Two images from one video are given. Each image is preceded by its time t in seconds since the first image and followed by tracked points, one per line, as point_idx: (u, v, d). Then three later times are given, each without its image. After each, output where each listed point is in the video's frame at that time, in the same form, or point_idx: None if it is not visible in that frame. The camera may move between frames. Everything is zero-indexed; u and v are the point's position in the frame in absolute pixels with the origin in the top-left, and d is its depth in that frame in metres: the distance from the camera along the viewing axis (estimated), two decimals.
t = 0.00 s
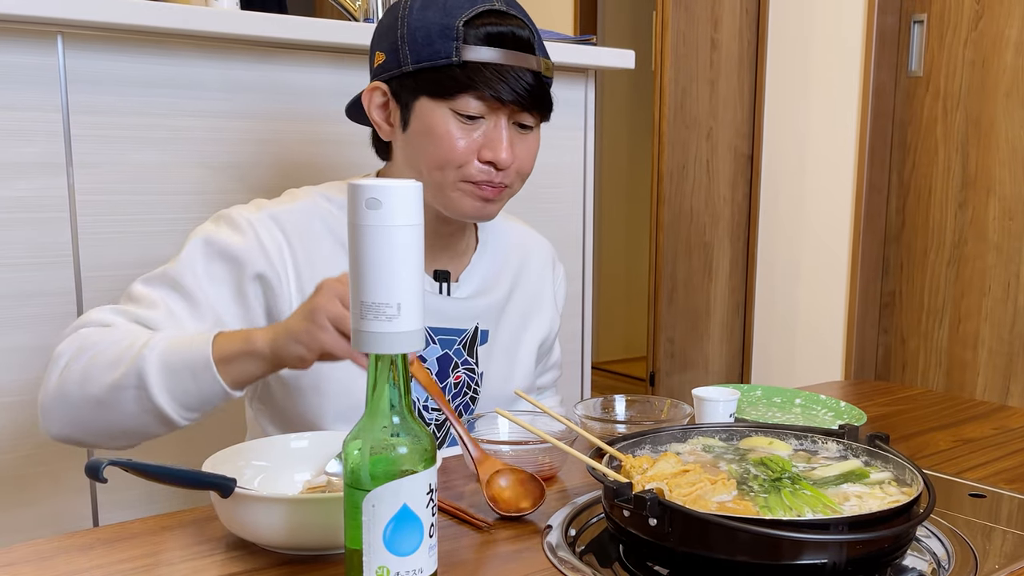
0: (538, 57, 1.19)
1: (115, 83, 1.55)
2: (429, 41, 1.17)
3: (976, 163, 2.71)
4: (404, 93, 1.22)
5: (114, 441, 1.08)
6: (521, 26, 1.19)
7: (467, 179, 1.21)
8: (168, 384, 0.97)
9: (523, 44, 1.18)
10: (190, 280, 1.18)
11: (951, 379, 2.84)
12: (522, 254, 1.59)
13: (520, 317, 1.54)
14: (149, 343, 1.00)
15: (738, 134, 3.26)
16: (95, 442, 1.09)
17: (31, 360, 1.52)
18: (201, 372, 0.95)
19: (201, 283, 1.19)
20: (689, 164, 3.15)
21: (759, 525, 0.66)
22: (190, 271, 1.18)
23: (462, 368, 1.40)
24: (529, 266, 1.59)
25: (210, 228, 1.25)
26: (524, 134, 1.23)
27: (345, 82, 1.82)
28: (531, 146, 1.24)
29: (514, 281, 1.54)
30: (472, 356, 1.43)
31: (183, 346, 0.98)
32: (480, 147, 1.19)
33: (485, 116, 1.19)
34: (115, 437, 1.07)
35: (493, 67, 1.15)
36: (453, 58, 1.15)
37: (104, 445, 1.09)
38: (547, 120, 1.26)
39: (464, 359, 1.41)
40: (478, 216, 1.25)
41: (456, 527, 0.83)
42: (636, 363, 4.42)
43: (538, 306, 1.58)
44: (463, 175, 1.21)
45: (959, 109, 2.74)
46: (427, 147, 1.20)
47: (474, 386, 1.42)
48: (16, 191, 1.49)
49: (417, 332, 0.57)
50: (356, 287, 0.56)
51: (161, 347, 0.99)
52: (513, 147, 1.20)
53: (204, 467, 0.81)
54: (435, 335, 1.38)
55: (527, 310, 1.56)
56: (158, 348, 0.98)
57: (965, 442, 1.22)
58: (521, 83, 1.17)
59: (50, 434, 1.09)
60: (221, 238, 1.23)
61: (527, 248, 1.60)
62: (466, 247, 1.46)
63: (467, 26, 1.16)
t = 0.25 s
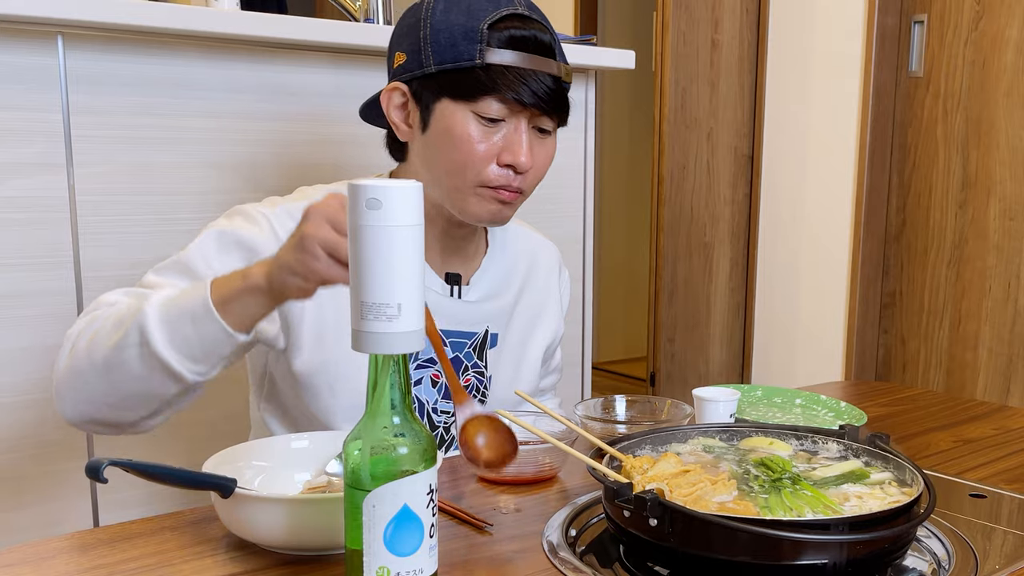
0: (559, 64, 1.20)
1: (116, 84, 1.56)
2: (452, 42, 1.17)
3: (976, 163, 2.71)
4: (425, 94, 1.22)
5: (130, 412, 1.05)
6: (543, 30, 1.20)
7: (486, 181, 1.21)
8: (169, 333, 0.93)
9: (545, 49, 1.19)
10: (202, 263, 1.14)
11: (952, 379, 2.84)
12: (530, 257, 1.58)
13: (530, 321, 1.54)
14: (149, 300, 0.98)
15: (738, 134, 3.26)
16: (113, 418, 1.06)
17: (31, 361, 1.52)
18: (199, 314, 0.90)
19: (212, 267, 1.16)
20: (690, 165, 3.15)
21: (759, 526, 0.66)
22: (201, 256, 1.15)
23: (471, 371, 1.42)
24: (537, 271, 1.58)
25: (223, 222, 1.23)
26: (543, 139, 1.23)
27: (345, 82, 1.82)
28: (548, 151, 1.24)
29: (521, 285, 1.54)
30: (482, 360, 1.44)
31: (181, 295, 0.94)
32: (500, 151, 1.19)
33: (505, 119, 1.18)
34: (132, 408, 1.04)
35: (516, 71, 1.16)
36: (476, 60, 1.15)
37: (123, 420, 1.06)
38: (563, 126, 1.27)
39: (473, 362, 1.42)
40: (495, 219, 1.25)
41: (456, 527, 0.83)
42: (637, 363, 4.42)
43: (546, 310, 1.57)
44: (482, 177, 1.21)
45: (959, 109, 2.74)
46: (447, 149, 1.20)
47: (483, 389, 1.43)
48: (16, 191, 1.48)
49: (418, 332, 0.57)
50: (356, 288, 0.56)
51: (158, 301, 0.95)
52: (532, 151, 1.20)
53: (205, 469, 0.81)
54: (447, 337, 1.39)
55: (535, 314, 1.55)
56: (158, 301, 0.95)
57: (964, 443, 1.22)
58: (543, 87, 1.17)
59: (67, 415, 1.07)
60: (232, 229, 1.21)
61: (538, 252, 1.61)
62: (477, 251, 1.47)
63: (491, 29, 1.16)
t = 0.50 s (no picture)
0: (582, 69, 1.20)
1: (116, 84, 1.56)
2: (477, 45, 1.17)
3: (977, 164, 2.71)
4: (447, 96, 1.21)
5: (152, 369, 1.00)
6: (567, 36, 1.21)
7: (510, 185, 1.20)
8: (182, 269, 0.88)
9: (568, 54, 1.20)
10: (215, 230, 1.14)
11: (952, 379, 2.84)
12: (542, 264, 1.58)
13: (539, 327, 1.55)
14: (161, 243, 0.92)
15: (739, 134, 3.26)
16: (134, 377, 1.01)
17: (31, 361, 1.52)
18: (211, 242, 0.86)
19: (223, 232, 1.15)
20: (690, 165, 3.15)
21: (760, 526, 0.66)
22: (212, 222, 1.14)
23: (480, 377, 1.39)
24: (548, 276, 1.59)
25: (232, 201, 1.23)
26: (564, 143, 1.23)
27: (346, 83, 1.82)
28: (569, 156, 1.24)
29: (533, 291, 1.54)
30: (491, 366, 1.41)
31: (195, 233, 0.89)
32: (522, 154, 1.19)
33: (529, 122, 1.18)
34: (154, 362, 0.99)
35: (539, 74, 1.16)
36: (501, 62, 1.15)
37: (146, 380, 1.02)
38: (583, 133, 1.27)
39: (483, 368, 1.39)
40: (516, 224, 1.24)
41: (456, 527, 0.83)
42: (637, 363, 4.42)
43: (557, 316, 1.58)
44: (505, 180, 1.20)
45: (960, 110, 2.74)
46: (471, 151, 1.19)
47: (490, 396, 1.41)
48: (16, 192, 1.48)
49: (418, 333, 0.57)
50: (356, 288, 0.56)
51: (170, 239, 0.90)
52: (554, 155, 1.20)
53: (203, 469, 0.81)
54: (456, 343, 1.37)
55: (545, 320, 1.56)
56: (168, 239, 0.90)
57: (965, 443, 1.22)
58: (566, 90, 1.17)
59: (88, 380, 1.03)
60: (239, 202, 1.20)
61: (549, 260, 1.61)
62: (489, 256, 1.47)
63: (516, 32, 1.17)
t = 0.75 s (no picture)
0: (597, 74, 1.20)
1: (116, 84, 1.55)
2: (493, 50, 1.16)
3: (977, 164, 2.71)
4: (463, 102, 1.20)
5: (215, 355, 0.99)
6: (581, 41, 1.20)
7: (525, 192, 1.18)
8: (288, 274, 0.88)
9: (582, 59, 1.19)
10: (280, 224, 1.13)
11: (952, 379, 2.84)
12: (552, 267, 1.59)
13: (548, 331, 1.56)
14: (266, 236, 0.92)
15: (739, 135, 3.27)
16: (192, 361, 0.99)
17: (32, 362, 1.52)
18: (330, 257, 0.87)
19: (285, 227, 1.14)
20: (690, 166, 3.15)
21: (760, 526, 0.66)
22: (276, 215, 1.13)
23: (493, 382, 1.39)
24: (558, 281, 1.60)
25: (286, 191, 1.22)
26: (578, 149, 1.21)
27: (346, 83, 1.82)
28: (583, 163, 1.23)
29: (544, 295, 1.55)
30: (503, 371, 1.42)
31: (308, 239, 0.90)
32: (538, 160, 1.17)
33: (544, 128, 1.16)
34: (217, 349, 0.98)
35: (555, 79, 1.15)
36: (517, 68, 1.14)
37: (202, 363, 1.00)
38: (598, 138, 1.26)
39: (496, 373, 1.40)
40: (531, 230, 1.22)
41: (456, 527, 0.83)
42: (637, 364, 4.42)
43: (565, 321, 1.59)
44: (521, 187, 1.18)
45: (961, 110, 2.74)
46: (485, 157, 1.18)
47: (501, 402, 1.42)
48: (17, 192, 1.48)
49: (418, 333, 0.57)
50: (356, 288, 0.56)
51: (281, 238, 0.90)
52: (570, 161, 1.19)
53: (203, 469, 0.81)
54: (472, 349, 1.37)
55: (555, 324, 1.57)
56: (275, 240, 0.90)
57: (965, 443, 1.22)
58: (581, 95, 1.16)
59: (137, 350, 0.98)
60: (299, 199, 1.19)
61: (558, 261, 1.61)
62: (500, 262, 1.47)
63: (531, 38, 1.16)
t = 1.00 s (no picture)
0: (614, 83, 1.18)
1: (116, 84, 1.56)
2: (508, 59, 1.16)
3: (978, 165, 2.71)
4: (478, 110, 1.21)
5: (264, 348, 0.98)
6: (599, 49, 1.19)
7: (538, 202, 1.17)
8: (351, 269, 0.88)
9: (599, 67, 1.18)
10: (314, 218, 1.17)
11: (952, 380, 2.84)
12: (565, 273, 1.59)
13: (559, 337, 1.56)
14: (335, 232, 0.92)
15: (739, 135, 3.27)
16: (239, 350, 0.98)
17: (33, 362, 1.52)
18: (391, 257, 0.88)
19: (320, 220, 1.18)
20: (691, 166, 3.15)
21: (760, 527, 0.66)
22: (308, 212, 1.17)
23: (505, 389, 1.41)
24: (571, 282, 1.60)
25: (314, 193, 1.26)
26: (595, 159, 1.20)
27: (346, 83, 1.82)
28: (600, 172, 1.21)
29: (557, 299, 1.55)
30: (515, 379, 1.43)
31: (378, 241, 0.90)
32: (553, 170, 1.16)
33: (558, 138, 1.16)
34: (268, 340, 0.97)
35: (570, 87, 1.14)
36: (532, 77, 1.14)
37: (250, 350, 0.99)
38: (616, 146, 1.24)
39: (508, 380, 1.41)
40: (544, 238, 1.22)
41: (457, 528, 0.83)
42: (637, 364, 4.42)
43: (576, 324, 1.59)
44: (535, 196, 1.18)
45: (961, 111, 2.74)
46: (498, 165, 1.18)
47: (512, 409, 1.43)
48: (17, 193, 1.48)
49: (419, 334, 0.57)
50: (357, 288, 0.56)
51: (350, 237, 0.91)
52: (585, 171, 1.17)
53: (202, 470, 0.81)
54: (485, 355, 1.39)
55: (567, 328, 1.57)
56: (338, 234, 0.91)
57: (966, 444, 1.22)
58: (597, 104, 1.15)
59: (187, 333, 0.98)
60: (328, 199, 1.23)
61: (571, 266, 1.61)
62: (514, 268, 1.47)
63: (548, 46, 1.16)
